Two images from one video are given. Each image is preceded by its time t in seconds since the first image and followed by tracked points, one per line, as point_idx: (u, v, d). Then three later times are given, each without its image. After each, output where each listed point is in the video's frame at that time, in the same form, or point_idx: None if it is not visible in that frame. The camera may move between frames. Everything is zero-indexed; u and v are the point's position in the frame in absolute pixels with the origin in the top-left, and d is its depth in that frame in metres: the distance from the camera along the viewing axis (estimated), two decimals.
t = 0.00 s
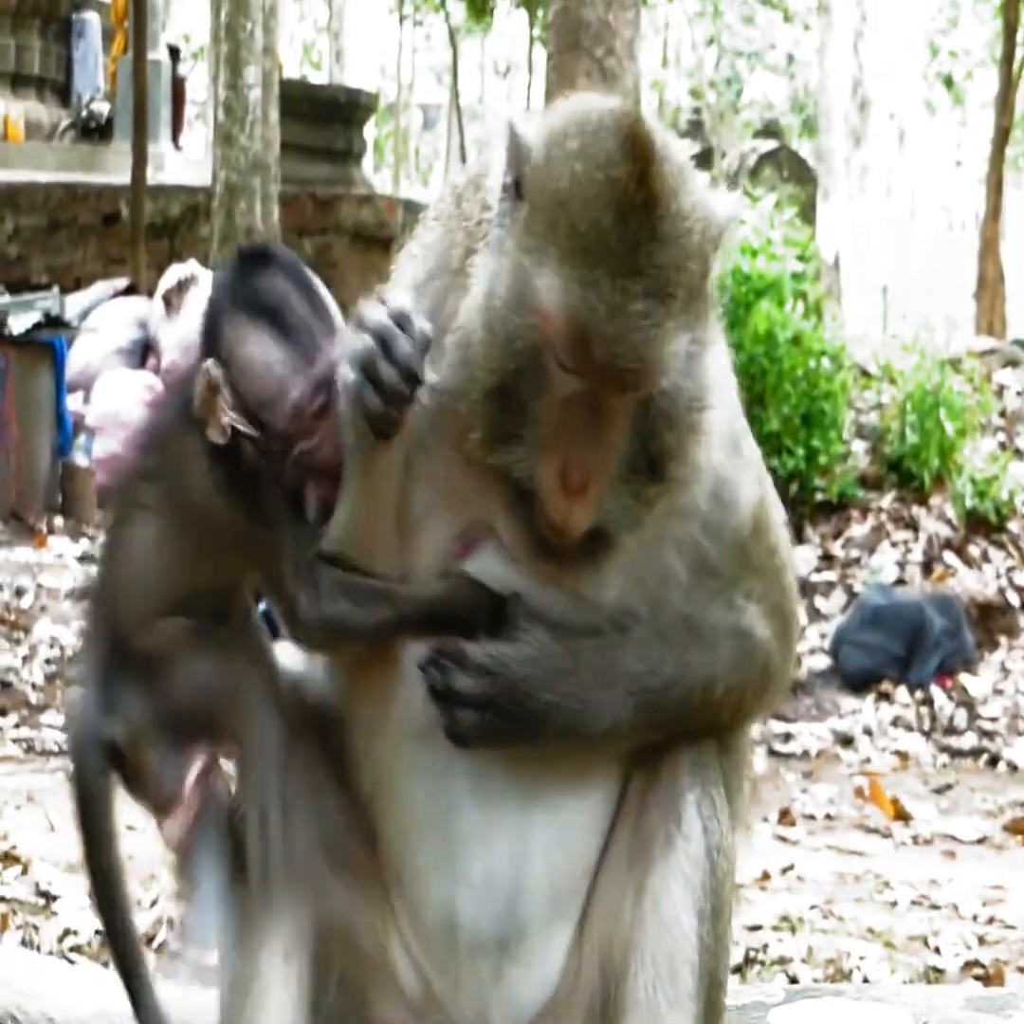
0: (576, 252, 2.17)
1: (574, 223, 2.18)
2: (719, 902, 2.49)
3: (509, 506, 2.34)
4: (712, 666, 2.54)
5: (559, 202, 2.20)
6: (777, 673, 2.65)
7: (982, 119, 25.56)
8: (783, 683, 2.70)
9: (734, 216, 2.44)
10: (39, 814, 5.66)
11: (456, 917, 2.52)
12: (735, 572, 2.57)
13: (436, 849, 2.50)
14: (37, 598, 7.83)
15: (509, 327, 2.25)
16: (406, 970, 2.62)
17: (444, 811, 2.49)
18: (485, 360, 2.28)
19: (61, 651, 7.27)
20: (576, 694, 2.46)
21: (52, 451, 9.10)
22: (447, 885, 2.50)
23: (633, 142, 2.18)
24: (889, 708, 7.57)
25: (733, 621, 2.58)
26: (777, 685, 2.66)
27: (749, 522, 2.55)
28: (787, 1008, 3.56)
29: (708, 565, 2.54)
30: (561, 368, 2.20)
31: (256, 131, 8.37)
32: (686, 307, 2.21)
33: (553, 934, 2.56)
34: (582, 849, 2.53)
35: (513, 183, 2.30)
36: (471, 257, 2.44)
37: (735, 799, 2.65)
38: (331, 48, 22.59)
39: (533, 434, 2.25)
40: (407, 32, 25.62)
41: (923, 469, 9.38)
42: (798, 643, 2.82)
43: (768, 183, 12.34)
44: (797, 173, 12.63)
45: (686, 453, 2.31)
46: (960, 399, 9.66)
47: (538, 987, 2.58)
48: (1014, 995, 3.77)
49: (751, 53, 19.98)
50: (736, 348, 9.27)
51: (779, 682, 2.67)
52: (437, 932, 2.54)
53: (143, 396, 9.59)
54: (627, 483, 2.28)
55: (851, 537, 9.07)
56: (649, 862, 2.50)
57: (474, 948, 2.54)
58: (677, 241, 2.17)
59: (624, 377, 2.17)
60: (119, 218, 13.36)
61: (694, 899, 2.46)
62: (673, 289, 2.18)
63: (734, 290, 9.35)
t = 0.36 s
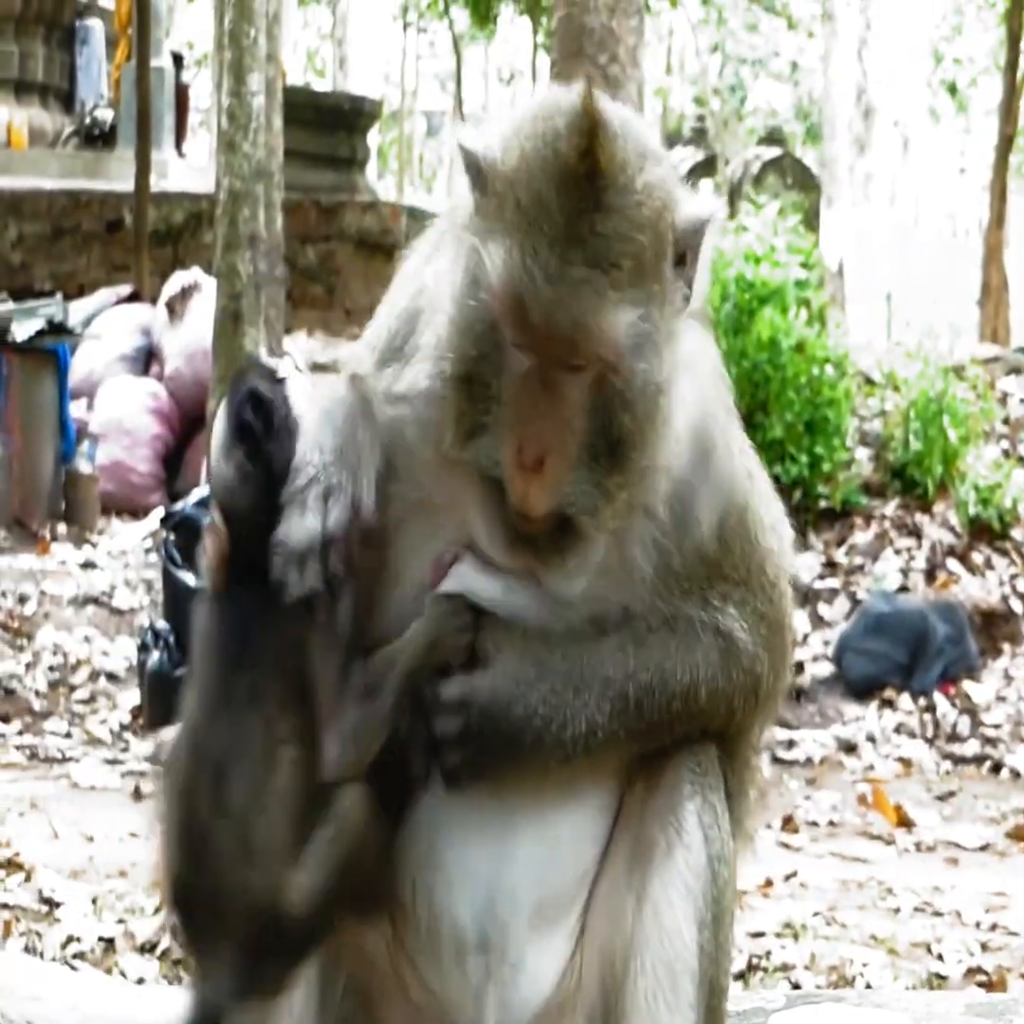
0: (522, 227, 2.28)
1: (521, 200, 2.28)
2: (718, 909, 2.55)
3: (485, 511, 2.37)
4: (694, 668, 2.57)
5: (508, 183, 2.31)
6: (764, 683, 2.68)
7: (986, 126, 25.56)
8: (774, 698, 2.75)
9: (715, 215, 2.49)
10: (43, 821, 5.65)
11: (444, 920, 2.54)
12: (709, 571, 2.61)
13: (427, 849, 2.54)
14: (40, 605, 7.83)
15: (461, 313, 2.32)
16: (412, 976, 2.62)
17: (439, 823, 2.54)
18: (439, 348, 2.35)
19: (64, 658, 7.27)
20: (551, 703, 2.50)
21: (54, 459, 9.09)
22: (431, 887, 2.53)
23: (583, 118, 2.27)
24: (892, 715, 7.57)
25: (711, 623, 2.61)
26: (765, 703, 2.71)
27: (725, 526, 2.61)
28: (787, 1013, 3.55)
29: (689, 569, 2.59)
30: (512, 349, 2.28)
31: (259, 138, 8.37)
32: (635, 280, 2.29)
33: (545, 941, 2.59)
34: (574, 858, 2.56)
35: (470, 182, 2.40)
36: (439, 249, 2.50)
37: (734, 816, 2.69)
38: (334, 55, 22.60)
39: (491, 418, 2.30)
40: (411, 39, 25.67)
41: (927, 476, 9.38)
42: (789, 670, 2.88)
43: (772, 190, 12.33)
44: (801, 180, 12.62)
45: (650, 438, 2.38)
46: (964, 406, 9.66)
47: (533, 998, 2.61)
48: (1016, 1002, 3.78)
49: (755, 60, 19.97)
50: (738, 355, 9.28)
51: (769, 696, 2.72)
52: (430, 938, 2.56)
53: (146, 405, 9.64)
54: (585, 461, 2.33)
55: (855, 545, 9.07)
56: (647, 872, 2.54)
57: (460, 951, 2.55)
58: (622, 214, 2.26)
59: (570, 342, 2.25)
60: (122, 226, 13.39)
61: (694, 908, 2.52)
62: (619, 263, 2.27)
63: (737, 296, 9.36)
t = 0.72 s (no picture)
0: (528, 148, 2.33)
1: (525, 123, 2.34)
2: (724, 913, 2.57)
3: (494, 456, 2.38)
4: (712, 658, 2.55)
5: (512, 109, 2.36)
6: (771, 662, 2.66)
7: (989, 131, 25.58)
8: (778, 675, 2.73)
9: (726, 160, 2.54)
10: (46, 828, 5.66)
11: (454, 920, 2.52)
12: (730, 550, 2.58)
13: (439, 847, 2.51)
14: (44, 612, 7.84)
15: (470, 246, 2.34)
16: (410, 969, 2.59)
17: (454, 823, 2.50)
18: (453, 289, 2.36)
19: (67, 664, 7.28)
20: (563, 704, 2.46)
21: (58, 465, 9.10)
22: (443, 884, 2.51)
23: (587, 49, 2.34)
24: (895, 720, 7.56)
25: (728, 607, 2.57)
26: (770, 677, 2.68)
27: (740, 503, 2.58)
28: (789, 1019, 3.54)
29: (704, 549, 2.55)
30: (525, 267, 2.31)
31: (262, 144, 8.38)
32: (644, 192, 2.35)
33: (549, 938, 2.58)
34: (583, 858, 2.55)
35: (477, 129, 2.44)
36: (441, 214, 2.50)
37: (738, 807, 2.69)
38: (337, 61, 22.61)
39: (510, 339, 2.31)
40: (414, 45, 25.70)
41: (931, 481, 9.38)
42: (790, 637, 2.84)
43: (775, 195, 12.33)
44: (805, 186, 12.62)
45: (662, 369, 2.41)
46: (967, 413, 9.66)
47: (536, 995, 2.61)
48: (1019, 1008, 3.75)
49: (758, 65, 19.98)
50: (741, 361, 9.28)
51: (773, 670, 2.68)
52: (437, 935, 2.54)
53: (150, 410, 9.64)
54: (600, 382, 2.35)
55: (859, 550, 9.06)
56: (655, 879, 2.54)
57: (466, 950, 2.54)
58: (630, 125, 2.32)
59: (582, 250, 2.29)
60: (126, 232, 13.41)
61: (702, 912, 2.53)
62: (625, 173, 2.33)
63: (740, 302, 9.40)
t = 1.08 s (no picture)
0: (577, 222, 2.30)
1: (574, 196, 2.31)
2: (730, 924, 2.53)
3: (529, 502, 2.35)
4: (723, 692, 2.53)
5: (558, 182, 2.34)
6: (786, 708, 2.65)
7: (992, 135, 25.57)
8: (792, 720, 2.72)
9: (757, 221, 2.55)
10: (50, 832, 5.66)
11: (463, 935, 2.51)
12: (744, 583, 2.58)
13: (442, 860, 2.49)
14: (48, 616, 7.85)
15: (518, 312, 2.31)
16: (418, 978, 2.59)
17: (460, 839, 2.47)
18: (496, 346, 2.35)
19: (71, 669, 7.29)
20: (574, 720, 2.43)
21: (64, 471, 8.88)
22: (453, 903, 2.49)
23: (631, 117, 2.33)
24: (899, 724, 7.56)
25: (742, 642, 2.58)
26: (783, 723, 2.67)
27: (758, 540, 2.59)
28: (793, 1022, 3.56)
29: (713, 581, 2.54)
30: (573, 334, 2.27)
31: (266, 148, 8.39)
32: (694, 267, 2.33)
33: (560, 953, 2.56)
34: (591, 874, 2.53)
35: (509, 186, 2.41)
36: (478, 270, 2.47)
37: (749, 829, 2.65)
38: (341, 65, 22.66)
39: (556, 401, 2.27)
40: (418, 50, 25.73)
41: (934, 485, 9.37)
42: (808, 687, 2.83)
43: (779, 198, 12.34)
44: (808, 190, 12.64)
45: (701, 438, 2.38)
46: (970, 417, 9.67)
47: (544, 1004, 2.60)
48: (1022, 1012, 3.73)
49: (761, 70, 20.02)
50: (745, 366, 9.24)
51: (786, 715, 2.68)
52: (445, 946, 2.53)
53: (154, 416, 9.65)
54: (647, 451, 2.33)
55: (862, 554, 9.07)
56: (663, 890, 2.50)
57: (476, 964, 2.53)
58: (676, 206, 2.30)
59: (633, 323, 2.26)
60: (129, 236, 13.42)
61: (709, 924, 2.49)
62: (678, 251, 2.31)
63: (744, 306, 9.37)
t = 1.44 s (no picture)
0: (605, 197, 2.35)
1: (605, 170, 2.36)
2: (739, 931, 2.50)
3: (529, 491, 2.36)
4: (737, 675, 2.55)
5: (593, 156, 2.39)
6: (801, 699, 2.66)
7: (995, 138, 25.58)
8: (809, 715, 2.72)
9: (785, 247, 2.55)
10: (51, 834, 5.66)
11: (470, 922, 2.52)
12: (759, 577, 2.57)
13: (451, 845, 2.51)
14: (50, 618, 7.86)
15: (539, 271, 2.35)
16: (427, 974, 2.59)
17: (469, 832, 2.51)
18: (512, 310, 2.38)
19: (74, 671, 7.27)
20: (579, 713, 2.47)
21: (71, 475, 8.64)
22: (460, 888, 2.51)
23: (672, 107, 2.37)
24: (901, 727, 7.55)
25: (757, 633, 2.58)
26: (800, 718, 2.68)
27: (771, 533, 2.58)
28: None
29: (725, 576, 2.54)
30: (587, 309, 2.30)
31: (268, 150, 8.38)
32: (714, 271, 2.36)
33: (565, 946, 2.56)
34: (601, 868, 2.54)
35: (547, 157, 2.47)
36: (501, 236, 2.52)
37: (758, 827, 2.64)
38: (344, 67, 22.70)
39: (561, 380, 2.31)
40: (421, 52, 25.77)
41: (937, 489, 9.37)
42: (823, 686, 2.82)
43: (783, 201, 12.35)
44: (811, 193, 12.64)
45: (709, 441, 2.40)
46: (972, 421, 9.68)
47: (550, 1001, 2.59)
48: None
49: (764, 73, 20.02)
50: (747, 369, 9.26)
51: (801, 712, 2.68)
52: (454, 937, 2.54)
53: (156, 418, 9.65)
54: (647, 443, 2.34)
55: (865, 557, 9.07)
56: (671, 885, 2.47)
57: (482, 953, 2.54)
58: (704, 204, 2.35)
59: (647, 308, 2.29)
60: (132, 238, 13.43)
61: (716, 928, 2.46)
62: (699, 250, 2.35)
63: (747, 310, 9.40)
